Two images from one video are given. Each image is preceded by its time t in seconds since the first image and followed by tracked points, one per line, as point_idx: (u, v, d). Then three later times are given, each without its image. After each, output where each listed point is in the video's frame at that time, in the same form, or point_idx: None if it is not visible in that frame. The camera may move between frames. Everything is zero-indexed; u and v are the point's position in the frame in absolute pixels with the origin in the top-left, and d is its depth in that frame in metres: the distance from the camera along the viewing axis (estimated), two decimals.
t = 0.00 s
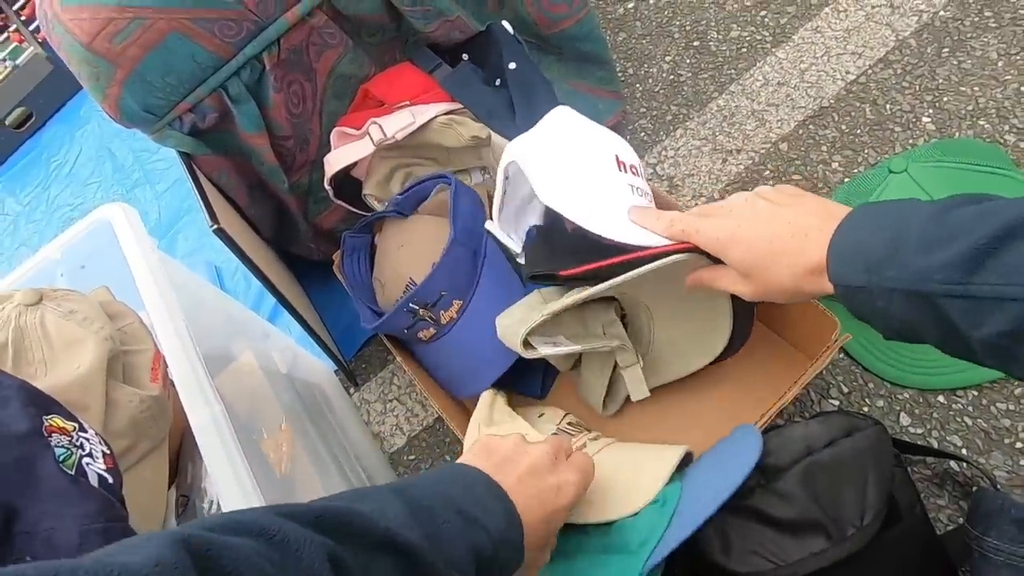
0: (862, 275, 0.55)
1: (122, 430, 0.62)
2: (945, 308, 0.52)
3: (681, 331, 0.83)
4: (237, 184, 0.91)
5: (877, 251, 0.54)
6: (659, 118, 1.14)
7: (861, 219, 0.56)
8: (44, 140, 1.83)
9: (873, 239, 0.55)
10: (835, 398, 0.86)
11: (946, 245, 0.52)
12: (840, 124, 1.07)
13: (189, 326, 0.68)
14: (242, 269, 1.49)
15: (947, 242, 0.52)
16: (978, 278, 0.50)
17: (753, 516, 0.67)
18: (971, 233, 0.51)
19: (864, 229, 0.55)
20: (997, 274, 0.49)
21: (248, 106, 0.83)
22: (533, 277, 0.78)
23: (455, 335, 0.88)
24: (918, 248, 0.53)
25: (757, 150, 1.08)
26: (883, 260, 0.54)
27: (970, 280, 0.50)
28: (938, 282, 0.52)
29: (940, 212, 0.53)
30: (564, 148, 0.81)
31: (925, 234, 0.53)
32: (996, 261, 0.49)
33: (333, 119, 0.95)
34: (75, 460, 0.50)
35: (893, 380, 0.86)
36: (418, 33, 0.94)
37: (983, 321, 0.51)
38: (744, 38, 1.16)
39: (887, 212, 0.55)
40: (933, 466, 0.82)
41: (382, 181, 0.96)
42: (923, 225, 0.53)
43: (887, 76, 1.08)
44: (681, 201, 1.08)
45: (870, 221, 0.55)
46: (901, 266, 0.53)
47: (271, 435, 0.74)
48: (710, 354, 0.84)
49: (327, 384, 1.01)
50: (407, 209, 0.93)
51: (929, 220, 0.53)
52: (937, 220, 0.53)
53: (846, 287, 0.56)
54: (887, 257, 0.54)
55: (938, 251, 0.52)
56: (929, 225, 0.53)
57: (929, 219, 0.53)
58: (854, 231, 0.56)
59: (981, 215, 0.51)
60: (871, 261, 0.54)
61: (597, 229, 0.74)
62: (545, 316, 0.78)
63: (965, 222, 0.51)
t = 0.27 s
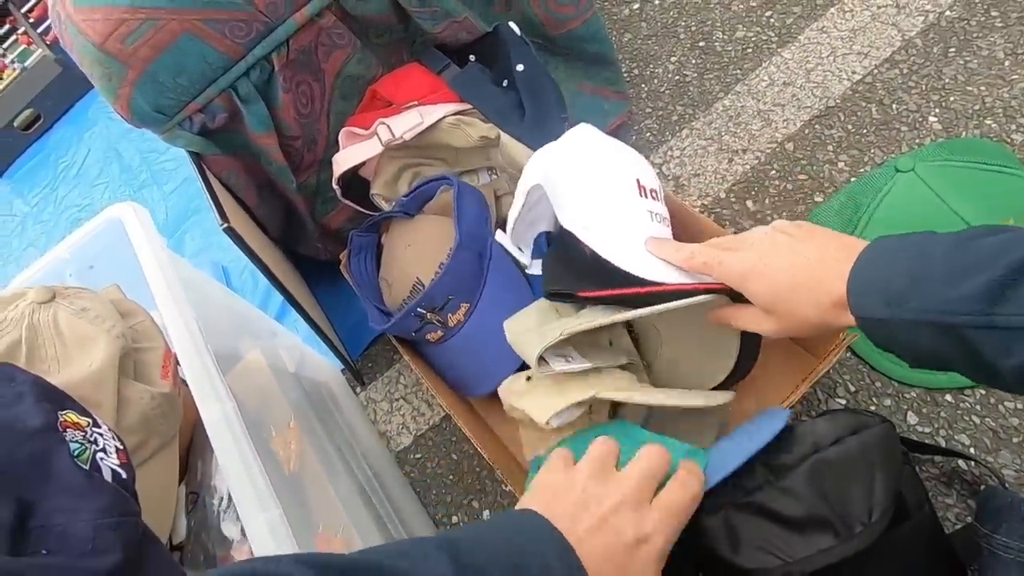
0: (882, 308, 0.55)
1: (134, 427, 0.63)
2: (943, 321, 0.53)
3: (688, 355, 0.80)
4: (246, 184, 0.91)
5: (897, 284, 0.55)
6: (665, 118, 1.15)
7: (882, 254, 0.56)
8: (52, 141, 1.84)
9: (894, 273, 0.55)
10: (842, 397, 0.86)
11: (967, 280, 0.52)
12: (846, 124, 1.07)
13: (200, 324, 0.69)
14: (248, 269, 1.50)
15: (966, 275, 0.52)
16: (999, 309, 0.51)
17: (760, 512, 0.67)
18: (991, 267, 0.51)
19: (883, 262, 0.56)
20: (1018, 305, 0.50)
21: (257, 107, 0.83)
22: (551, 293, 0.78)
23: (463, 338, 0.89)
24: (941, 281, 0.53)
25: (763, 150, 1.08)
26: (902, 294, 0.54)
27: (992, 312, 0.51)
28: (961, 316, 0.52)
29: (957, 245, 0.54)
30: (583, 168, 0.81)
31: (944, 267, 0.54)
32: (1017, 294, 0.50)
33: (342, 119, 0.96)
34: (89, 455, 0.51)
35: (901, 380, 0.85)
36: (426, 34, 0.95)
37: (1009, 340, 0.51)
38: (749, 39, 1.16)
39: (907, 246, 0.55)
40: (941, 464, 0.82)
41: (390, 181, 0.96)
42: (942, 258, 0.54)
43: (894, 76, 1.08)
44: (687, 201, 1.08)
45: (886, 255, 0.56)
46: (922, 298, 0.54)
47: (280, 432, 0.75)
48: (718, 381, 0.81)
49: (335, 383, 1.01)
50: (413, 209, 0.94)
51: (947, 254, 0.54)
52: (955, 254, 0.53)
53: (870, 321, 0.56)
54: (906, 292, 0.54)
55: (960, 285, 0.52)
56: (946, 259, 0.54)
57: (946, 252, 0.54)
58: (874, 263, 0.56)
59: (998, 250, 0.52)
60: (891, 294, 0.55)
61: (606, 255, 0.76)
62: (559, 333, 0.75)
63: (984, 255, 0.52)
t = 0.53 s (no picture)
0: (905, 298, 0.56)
1: (130, 431, 0.62)
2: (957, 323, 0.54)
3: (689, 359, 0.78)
4: (244, 188, 0.91)
5: (921, 274, 0.55)
6: (663, 122, 1.15)
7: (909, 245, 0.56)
8: (52, 144, 1.84)
9: (923, 265, 0.55)
10: (840, 400, 0.86)
11: (995, 271, 0.52)
12: (844, 128, 1.07)
13: (197, 327, 0.69)
14: (247, 272, 1.50)
15: (992, 267, 0.53)
16: None
17: (758, 516, 0.67)
18: (1017, 260, 0.51)
19: (909, 253, 0.56)
20: None
21: (255, 111, 0.84)
22: (557, 293, 0.75)
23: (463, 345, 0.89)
24: (963, 273, 0.54)
25: (761, 154, 1.09)
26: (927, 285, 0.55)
27: (1015, 304, 0.51)
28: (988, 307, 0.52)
29: (986, 239, 0.54)
30: (595, 170, 0.81)
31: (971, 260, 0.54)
32: None
33: (340, 123, 0.96)
34: (84, 460, 0.51)
35: (899, 384, 0.86)
36: (424, 38, 0.95)
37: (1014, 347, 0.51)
38: (747, 43, 1.17)
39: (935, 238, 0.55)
40: (939, 469, 0.82)
41: (388, 185, 0.96)
42: (969, 250, 0.54)
43: (891, 80, 1.08)
44: (685, 204, 1.08)
45: (913, 245, 0.56)
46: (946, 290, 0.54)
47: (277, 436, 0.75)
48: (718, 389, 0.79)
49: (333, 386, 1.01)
50: (410, 214, 0.94)
51: (975, 247, 0.54)
52: (983, 249, 0.53)
53: (887, 309, 0.56)
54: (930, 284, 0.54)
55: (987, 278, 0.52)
56: (975, 254, 0.53)
57: (974, 249, 0.54)
58: (900, 255, 0.56)
59: None
60: (914, 283, 0.55)
61: (623, 257, 0.73)
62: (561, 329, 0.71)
63: (1012, 249, 0.52)
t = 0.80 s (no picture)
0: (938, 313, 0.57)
1: (152, 428, 0.63)
2: (984, 333, 0.56)
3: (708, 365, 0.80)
4: (260, 189, 0.92)
5: (960, 291, 0.56)
6: (675, 125, 1.15)
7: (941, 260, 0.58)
8: (65, 146, 1.86)
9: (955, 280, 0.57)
10: (854, 403, 0.86)
11: None
12: (856, 131, 1.07)
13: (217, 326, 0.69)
14: (258, 273, 1.50)
15: None
16: None
17: (775, 517, 0.67)
18: None
19: (950, 270, 0.57)
20: None
21: (273, 113, 0.85)
22: (580, 294, 0.77)
23: (476, 345, 0.89)
24: (1003, 294, 0.55)
25: (773, 157, 1.09)
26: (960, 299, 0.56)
27: None
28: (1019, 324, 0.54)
29: None
30: (617, 172, 0.81)
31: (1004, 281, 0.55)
32: None
33: (356, 124, 0.96)
34: (111, 455, 0.51)
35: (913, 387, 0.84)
36: (439, 41, 0.96)
37: None
38: (759, 47, 1.17)
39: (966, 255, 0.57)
40: (955, 471, 0.82)
41: (402, 186, 0.97)
42: (1011, 272, 0.55)
43: (904, 84, 1.08)
44: (697, 207, 1.08)
45: (954, 263, 0.57)
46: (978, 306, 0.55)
47: (294, 434, 0.75)
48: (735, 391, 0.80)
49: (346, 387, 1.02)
50: (425, 215, 0.94)
51: (1017, 268, 0.55)
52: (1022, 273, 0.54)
53: (920, 323, 0.57)
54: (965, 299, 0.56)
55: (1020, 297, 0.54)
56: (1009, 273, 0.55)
57: (1013, 269, 0.55)
58: (936, 270, 0.58)
59: None
60: (951, 300, 0.56)
61: (647, 260, 0.74)
62: (592, 344, 0.73)
63: None
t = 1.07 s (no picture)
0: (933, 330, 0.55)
1: (146, 435, 0.64)
2: (973, 346, 0.55)
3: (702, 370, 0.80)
4: (257, 196, 0.93)
5: (951, 306, 0.56)
6: (672, 131, 1.16)
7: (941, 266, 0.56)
8: (68, 151, 1.88)
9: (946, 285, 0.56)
10: (849, 410, 0.86)
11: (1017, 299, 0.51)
12: (853, 137, 1.07)
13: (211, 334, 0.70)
14: (257, 278, 1.51)
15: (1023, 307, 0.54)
16: None
17: (766, 526, 0.67)
18: None
19: (941, 285, 0.57)
20: None
21: (269, 120, 0.85)
22: (572, 302, 0.76)
23: (471, 352, 0.89)
24: (994, 310, 0.55)
25: (769, 162, 1.09)
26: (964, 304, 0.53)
27: None
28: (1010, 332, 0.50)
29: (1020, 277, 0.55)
30: (610, 180, 0.81)
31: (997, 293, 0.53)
32: None
33: (352, 131, 0.97)
34: (102, 463, 0.52)
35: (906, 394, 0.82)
36: (435, 48, 0.96)
37: None
38: (756, 52, 1.17)
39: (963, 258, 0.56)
40: (950, 479, 0.82)
41: (399, 192, 0.98)
42: (1003, 287, 0.55)
43: (901, 89, 1.08)
44: (693, 212, 1.09)
45: (945, 277, 0.57)
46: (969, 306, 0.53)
47: (288, 440, 0.76)
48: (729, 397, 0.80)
49: (343, 393, 1.02)
50: (421, 221, 0.95)
51: (1008, 283, 0.55)
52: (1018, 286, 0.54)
53: (911, 337, 0.57)
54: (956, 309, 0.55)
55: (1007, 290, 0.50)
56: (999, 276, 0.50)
57: (1005, 284, 0.55)
58: (931, 284, 0.57)
59: None
60: (943, 315, 0.56)
61: (640, 268, 0.74)
62: (584, 351, 0.74)
63: None
